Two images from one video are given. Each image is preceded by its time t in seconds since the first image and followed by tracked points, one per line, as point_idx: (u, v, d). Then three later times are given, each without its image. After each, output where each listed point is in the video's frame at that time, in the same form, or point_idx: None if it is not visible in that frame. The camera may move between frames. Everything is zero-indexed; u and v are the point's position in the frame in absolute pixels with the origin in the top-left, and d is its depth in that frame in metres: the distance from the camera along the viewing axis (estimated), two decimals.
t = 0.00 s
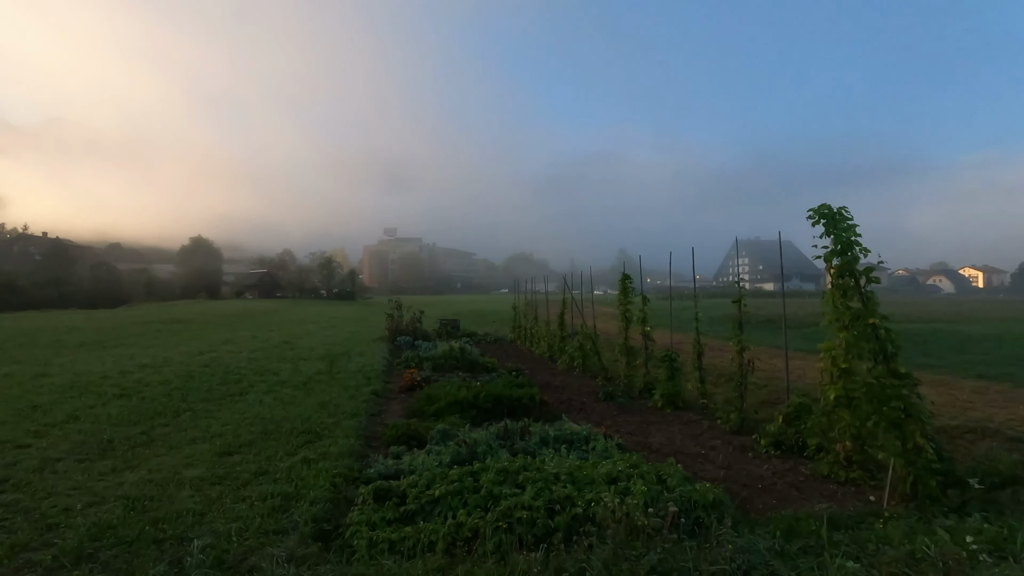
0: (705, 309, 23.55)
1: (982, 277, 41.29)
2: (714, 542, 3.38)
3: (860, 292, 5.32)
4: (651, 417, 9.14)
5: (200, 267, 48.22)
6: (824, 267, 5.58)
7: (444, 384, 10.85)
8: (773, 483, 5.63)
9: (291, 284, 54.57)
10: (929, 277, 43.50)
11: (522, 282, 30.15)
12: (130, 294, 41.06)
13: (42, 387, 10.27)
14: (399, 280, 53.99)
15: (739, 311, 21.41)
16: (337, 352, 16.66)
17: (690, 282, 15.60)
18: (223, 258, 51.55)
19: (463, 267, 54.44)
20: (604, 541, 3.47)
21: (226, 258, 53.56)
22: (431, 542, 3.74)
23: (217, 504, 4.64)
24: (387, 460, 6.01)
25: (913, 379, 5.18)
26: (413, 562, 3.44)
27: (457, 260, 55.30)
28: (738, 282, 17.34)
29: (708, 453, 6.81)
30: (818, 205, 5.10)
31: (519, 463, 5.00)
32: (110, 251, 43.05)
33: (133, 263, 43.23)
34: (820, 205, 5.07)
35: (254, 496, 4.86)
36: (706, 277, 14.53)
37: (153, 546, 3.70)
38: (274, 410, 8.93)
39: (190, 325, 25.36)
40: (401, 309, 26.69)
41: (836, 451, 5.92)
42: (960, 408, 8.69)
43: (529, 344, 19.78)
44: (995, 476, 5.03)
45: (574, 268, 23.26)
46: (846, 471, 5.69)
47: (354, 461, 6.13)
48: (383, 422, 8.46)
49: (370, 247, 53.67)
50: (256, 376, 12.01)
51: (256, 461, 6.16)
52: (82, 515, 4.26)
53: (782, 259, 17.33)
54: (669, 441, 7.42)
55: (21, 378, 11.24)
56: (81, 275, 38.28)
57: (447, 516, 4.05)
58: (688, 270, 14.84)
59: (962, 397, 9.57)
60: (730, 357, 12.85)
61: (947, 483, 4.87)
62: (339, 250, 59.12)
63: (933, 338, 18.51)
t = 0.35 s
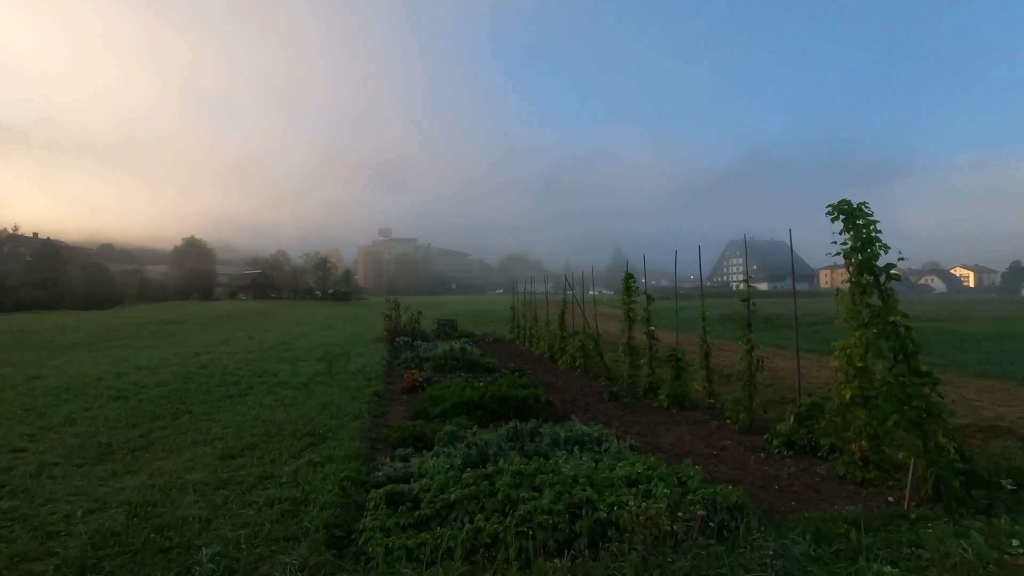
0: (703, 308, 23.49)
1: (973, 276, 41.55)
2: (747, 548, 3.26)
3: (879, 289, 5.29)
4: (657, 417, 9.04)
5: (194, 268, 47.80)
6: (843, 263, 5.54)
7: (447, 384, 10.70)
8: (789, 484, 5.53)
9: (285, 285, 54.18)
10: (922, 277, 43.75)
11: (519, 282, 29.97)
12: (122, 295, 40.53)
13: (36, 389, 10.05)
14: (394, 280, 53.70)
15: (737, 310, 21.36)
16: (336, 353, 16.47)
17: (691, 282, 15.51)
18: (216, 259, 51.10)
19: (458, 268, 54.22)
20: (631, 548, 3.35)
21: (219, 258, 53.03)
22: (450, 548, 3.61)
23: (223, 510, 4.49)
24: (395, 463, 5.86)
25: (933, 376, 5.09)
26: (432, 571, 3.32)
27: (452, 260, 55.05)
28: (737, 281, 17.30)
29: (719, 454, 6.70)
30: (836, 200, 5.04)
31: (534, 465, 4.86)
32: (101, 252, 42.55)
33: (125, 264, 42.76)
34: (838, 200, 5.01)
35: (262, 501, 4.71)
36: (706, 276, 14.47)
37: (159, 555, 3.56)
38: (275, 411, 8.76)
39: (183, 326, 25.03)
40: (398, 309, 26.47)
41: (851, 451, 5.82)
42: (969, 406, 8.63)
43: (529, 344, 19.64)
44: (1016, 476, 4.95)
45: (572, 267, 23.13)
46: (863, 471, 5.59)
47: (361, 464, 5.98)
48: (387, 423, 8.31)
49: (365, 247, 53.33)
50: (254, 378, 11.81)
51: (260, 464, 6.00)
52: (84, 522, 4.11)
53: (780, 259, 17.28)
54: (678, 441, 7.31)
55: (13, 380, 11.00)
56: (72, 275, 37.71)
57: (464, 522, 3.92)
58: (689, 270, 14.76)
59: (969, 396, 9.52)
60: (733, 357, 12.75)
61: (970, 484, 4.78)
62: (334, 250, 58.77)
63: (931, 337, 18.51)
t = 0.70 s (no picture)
0: (684, 309, 23.70)
1: (940, 277, 42.79)
2: (756, 551, 3.23)
3: (875, 290, 5.35)
4: (646, 417, 9.04)
5: (166, 268, 46.57)
6: (839, 264, 5.62)
7: (434, 386, 10.56)
8: (783, 483, 5.56)
9: (262, 286, 53.17)
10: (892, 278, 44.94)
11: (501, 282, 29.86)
12: (90, 296, 39.25)
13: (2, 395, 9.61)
14: (373, 281, 53.09)
15: (718, 310, 21.58)
16: (317, 355, 16.16)
17: (675, 282, 15.61)
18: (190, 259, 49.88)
19: (439, 268, 53.86)
20: (639, 552, 3.29)
21: (192, 258, 51.78)
22: (452, 556, 3.50)
23: (211, 519, 4.32)
24: (387, 467, 5.72)
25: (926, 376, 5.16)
26: None
27: (432, 261, 54.69)
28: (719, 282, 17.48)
29: (712, 453, 6.71)
30: (832, 199, 5.13)
31: (532, 467, 4.77)
32: (68, 251, 41.15)
33: (94, 263, 41.41)
34: (835, 199, 5.10)
35: (251, 509, 4.55)
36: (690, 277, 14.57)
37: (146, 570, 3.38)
38: (258, 415, 8.51)
39: (156, 328, 24.33)
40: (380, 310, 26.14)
41: (842, 449, 5.87)
42: (949, 403, 8.82)
43: (513, 344, 19.56)
44: (1005, 472, 5.05)
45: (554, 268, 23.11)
46: (855, 470, 5.63)
47: (351, 468, 5.83)
48: (375, 426, 8.14)
49: (343, 247, 52.59)
50: (235, 380, 11.49)
51: (246, 470, 5.80)
52: (62, 535, 3.90)
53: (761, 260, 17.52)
54: (670, 441, 7.30)
55: None
56: (37, 275, 36.29)
57: (465, 528, 3.82)
58: (673, 270, 14.86)
59: (947, 393, 9.74)
60: (717, 356, 12.86)
61: (961, 480, 4.85)
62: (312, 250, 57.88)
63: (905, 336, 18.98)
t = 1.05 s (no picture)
0: (658, 311, 23.98)
1: (899, 279, 44.42)
2: (756, 550, 3.27)
3: (857, 292, 5.52)
4: (629, 419, 9.10)
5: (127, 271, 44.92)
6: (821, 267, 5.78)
7: (415, 390, 10.41)
8: (769, 481, 5.65)
9: (229, 289, 51.77)
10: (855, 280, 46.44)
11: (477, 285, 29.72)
12: (46, 300, 37.59)
13: None
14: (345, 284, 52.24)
15: (692, 312, 21.91)
16: (291, 359, 15.79)
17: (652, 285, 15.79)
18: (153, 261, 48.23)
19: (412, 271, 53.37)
20: (642, 554, 3.29)
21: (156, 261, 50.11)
22: (453, 563, 3.44)
23: (195, 531, 4.15)
24: (374, 473, 5.59)
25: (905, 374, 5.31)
26: None
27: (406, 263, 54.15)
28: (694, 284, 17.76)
29: (697, 454, 6.78)
30: (818, 202, 5.31)
31: (526, 471, 4.72)
32: (22, 254, 39.33)
33: (50, 266, 39.67)
34: (821, 203, 5.28)
35: (236, 519, 4.39)
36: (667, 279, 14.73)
37: None
38: (234, 422, 8.24)
39: (119, 333, 23.40)
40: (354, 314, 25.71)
41: (823, 447, 5.99)
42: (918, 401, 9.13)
43: (490, 347, 19.47)
44: (980, 466, 5.24)
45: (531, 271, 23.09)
46: (837, 467, 5.76)
47: (337, 475, 5.69)
48: (357, 432, 7.97)
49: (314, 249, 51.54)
50: (207, 387, 11.13)
51: (227, 479, 5.61)
52: (35, 552, 3.70)
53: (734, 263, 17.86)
54: (655, 442, 7.35)
55: None
56: None
57: (463, 533, 3.76)
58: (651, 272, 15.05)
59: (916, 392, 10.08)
60: (695, 358, 13.03)
61: (940, 475, 5.01)
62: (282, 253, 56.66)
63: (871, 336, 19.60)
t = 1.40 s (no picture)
0: (625, 314, 24.26)
1: (851, 282, 46.32)
2: (740, 550, 3.30)
3: (826, 294, 5.69)
4: (601, 420, 9.14)
5: (74, 273, 42.65)
6: (792, 270, 5.96)
7: (385, 394, 10.21)
8: (742, 479, 5.75)
9: (185, 292, 49.82)
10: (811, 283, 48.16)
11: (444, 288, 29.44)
12: None
13: None
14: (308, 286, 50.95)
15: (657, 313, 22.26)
16: (253, 364, 15.27)
17: (620, 287, 15.96)
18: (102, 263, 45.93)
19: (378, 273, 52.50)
20: (629, 558, 3.28)
21: (105, 262, 47.77)
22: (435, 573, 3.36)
23: (158, 546, 3.93)
24: (347, 481, 5.41)
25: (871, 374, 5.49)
26: None
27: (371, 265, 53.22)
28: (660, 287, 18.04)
29: (671, 453, 6.85)
30: (790, 206, 5.65)
31: (506, 474, 4.65)
32: None
33: None
34: (792, 207, 5.62)
35: (203, 533, 4.19)
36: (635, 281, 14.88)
37: None
38: (194, 430, 7.89)
39: (64, 338, 22.15)
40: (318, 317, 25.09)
41: (792, 445, 6.13)
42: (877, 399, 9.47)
43: (459, 350, 19.32)
44: (939, 461, 5.46)
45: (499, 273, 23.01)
46: (806, 464, 5.90)
47: (308, 484, 5.49)
48: (326, 438, 7.74)
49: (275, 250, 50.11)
50: (164, 394, 10.63)
51: (191, 490, 5.35)
52: None
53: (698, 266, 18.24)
54: (629, 443, 7.40)
55: None
56: None
57: (445, 542, 3.67)
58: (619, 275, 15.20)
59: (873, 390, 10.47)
60: (663, 359, 13.21)
61: (902, 471, 5.20)
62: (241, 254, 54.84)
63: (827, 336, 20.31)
